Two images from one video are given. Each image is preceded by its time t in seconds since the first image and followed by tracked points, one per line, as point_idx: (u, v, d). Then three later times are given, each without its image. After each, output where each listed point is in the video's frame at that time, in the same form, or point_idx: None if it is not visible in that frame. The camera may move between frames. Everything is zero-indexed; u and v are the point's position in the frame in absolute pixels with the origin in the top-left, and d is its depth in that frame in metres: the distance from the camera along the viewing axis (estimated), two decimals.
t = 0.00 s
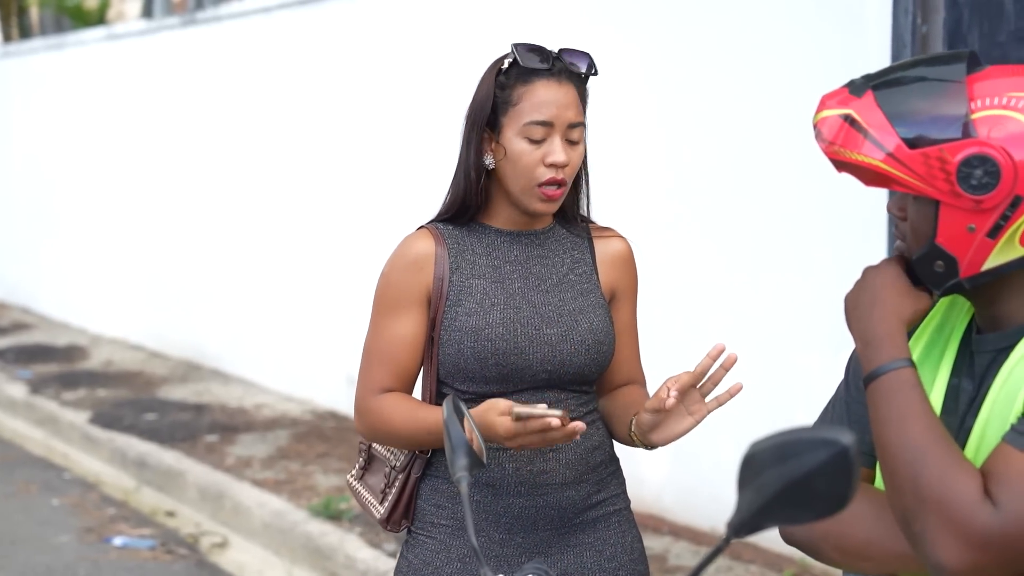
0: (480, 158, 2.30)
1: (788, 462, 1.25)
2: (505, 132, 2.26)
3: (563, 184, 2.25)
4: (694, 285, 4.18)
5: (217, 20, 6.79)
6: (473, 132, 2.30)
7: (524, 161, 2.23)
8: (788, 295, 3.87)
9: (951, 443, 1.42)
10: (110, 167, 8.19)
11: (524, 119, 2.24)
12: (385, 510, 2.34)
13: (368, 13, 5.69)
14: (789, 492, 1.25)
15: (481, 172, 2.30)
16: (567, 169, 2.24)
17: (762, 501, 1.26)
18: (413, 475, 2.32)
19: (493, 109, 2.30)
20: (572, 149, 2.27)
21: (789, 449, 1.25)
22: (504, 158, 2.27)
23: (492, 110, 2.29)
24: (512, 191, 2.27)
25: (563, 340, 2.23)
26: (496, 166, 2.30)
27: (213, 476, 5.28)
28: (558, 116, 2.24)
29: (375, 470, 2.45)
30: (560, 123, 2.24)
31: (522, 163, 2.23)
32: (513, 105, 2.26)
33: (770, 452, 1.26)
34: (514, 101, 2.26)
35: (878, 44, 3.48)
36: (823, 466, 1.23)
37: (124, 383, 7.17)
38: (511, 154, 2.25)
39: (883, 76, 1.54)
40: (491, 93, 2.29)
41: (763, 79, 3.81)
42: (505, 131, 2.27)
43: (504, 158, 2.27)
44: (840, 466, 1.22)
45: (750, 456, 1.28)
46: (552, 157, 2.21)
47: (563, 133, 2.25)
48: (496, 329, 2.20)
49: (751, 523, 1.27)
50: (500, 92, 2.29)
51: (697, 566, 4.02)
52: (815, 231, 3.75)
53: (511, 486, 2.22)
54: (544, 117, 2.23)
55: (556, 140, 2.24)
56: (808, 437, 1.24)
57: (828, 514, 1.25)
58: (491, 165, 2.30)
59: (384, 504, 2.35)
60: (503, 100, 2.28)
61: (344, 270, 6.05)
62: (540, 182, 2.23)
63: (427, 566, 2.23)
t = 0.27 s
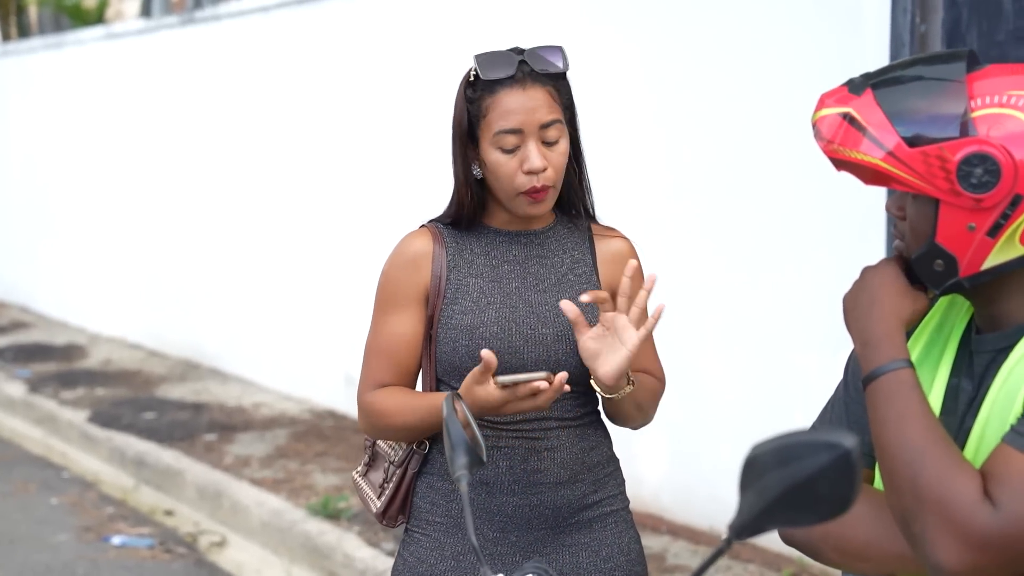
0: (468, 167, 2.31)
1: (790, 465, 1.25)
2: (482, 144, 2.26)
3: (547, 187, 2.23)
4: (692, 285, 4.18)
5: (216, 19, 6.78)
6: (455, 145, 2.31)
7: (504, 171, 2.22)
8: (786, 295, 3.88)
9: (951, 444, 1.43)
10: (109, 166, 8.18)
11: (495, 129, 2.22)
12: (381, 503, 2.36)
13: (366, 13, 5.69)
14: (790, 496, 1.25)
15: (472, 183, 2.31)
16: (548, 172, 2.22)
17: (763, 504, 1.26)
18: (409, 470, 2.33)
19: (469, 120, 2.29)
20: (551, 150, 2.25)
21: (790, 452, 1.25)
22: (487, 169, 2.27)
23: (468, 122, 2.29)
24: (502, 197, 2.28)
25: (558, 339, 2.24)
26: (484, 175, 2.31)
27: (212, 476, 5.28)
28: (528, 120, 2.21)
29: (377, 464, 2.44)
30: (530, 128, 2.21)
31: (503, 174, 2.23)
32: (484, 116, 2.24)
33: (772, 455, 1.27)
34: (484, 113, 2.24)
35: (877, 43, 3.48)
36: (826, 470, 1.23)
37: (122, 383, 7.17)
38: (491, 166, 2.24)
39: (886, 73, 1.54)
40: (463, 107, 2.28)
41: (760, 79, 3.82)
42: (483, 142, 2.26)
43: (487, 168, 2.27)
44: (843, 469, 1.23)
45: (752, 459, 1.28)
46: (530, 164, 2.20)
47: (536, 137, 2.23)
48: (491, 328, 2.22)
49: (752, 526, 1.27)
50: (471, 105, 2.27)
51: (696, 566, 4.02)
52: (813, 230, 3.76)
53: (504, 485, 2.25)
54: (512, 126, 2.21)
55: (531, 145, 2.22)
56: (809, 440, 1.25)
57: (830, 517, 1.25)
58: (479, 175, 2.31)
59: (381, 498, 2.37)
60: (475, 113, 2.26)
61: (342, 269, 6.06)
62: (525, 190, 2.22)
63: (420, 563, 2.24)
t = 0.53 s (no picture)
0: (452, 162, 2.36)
1: (793, 468, 1.25)
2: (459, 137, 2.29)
3: (522, 180, 2.24)
4: (693, 285, 4.18)
5: (217, 18, 6.77)
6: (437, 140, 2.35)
7: (478, 164, 2.25)
8: (787, 294, 3.87)
9: (949, 442, 1.43)
10: (110, 166, 8.18)
11: (470, 122, 2.25)
12: (382, 506, 2.36)
13: (366, 12, 5.69)
14: (792, 498, 1.25)
15: (453, 177, 2.36)
16: (522, 164, 2.23)
17: (766, 507, 1.26)
18: (410, 473, 2.33)
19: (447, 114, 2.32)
20: (526, 142, 2.26)
21: (792, 456, 1.25)
22: (464, 163, 2.29)
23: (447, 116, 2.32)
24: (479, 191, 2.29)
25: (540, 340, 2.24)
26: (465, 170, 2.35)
27: (212, 475, 5.28)
28: (501, 112, 2.23)
29: (378, 468, 2.44)
30: (504, 119, 2.24)
31: (477, 166, 2.25)
32: (461, 109, 2.28)
33: (775, 458, 1.27)
34: (461, 106, 2.28)
35: (877, 43, 3.48)
36: (828, 473, 1.23)
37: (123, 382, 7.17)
38: (467, 158, 2.27)
39: (886, 72, 1.54)
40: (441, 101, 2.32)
41: (762, 78, 3.81)
42: (460, 136, 2.29)
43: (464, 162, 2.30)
44: (846, 472, 1.23)
45: (755, 461, 1.29)
46: (502, 156, 2.22)
47: (511, 129, 2.24)
48: (471, 331, 2.23)
49: (754, 529, 1.27)
50: (448, 99, 2.31)
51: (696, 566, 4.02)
52: (813, 230, 3.76)
53: (497, 484, 2.26)
54: (487, 118, 2.23)
55: (505, 137, 2.24)
56: (813, 444, 1.25)
57: (833, 521, 1.25)
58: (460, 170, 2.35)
59: (382, 500, 2.37)
60: (452, 107, 2.30)
61: (342, 269, 6.05)
62: (499, 182, 2.24)
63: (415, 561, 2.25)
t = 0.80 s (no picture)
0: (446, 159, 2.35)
1: (790, 469, 1.25)
2: (469, 129, 2.30)
3: (534, 175, 2.28)
4: (694, 286, 4.18)
5: (219, 19, 6.77)
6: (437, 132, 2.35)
7: (492, 156, 2.27)
8: (789, 294, 3.87)
9: (949, 445, 1.42)
10: (112, 167, 8.17)
11: (486, 114, 2.28)
12: (379, 512, 2.36)
13: (368, 13, 5.69)
14: (791, 499, 1.25)
15: (447, 174, 2.35)
16: (535, 159, 2.27)
17: (763, 508, 1.26)
18: (406, 480, 2.33)
19: (453, 108, 2.33)
20: (537, 139, 2.30)
21: (790, 456, 1.25)
22: (471, 156, 2.30)
23: (453, 109, 2.33)
24: (482, 186, 2.30)
25: (528, 347, 2.24)
26: (462, 168, 2.34)
27: (213, 476, 5.28)
28: (519, 106, 2.27)
29: (371, 472, 2.44)
30: (522, 113, 2.28)
31: (490, 159, 2.27)
32: (474, 101, 2.30)
33: (772, 459, 1.27)
34: (473, 99, 2.30)
35: (878, 43, 3.47)
36: (825, 474, 1.23)
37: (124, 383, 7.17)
38: (478, 150, 2.29)
39: (885, 72, 1.54)
40: (450, 93, 2.33)
41: (763, 78, 3.81)
42: (471, 128, 2.30)
43: (471, 156, 2.31)
44: (844, 473, 1.23)
45: (751, 462, 1.29)
46: (519, 150, 2.25)
47: (526, 125, 2.28)
48: (458, 341, 2.24)
49: (751, 531, 1.26)
50: (458, 91, 2.32)
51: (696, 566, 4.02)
52: (813, 230, 3.76)
53: (491, 485, 2.25)
54: (505, 110, 2.27)
55: (520, 132, 2.27)
56: (810, 445, 1.25)
57: (831, 522, 1.25)
58: (456, 168, 2.35)
59: (378, 506, 2.37)
60: (463, 98, 2.31)
61: (343, 269, 6.05)
62: (510, 176, 2.27)
63: (410, 561, 2.25)
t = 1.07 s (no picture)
0: (451, 156, 2.33)
1: (785, 469, 1.25)
2: (477, 124, 2.29)
3: (543, 170, 2.28)
4: (695, 286, 4.18)
5: (219, 19, 6.77)
6: (441, 128, 2.33)
7: (502, 150, 2.26)
8: (790, 294, 3.86)
9: (948, 447, 1.42)
10: (112, 167, 8.18)
11: (495, 108, 2.27)
12: (370, 514, 2.36)
13: (369, 13, 5.69)
14: (787, 498, 1.24)
15: (449, 171, 2.34)
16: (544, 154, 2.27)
17: (758, 507, 1.26)
18: (394, 484, 2.32)
19: (459, 105, 2.32)
20: (544, 135, 2.31)
21: (785, 455, 1.25)
22: (479, 151, 2.29)
23: (459, 106, 2.32)
24: (490, 182, 2.29)
25: (534, 351, 2.24)
26: (467, 165, 2.33)
27: (214, 476, 5.28)
28: (529, 102, 2.28)
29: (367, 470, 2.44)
30: (531, 109, 2.28)
31: (500, 152, 2.26)
32: (481, 96, 2.29)
33: (767, 459, 1.26)
34: (480, 93, 2.29)
35: (879, 43, 3.47)
36: (821, 473, 1.22)
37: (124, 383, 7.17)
38: (486, 145, 2.28)
39: (882, 74, 1.54)
40: (456, 89, 2.32)
41: (764, 77, 3.81)
42: (479, 123, 2.29)
43: (478, 152, 2.30)
44: (839, 472, 1.22)
45: (747, 461, 1.28)
46: (529, 143, 2.25)
47: (534, 120, 2.29)
48: (465, 344, 2.23)
49: (746, 530, 1.27)
50: (464, 87, 2.32)
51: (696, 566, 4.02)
52: (814, 230, 3.76)
53: (489, 488, 2.24)
54: (515, 105, 2.27)
55: (529, 127, 2.28)
56: (807, 444, 1.24)
57: (827, 520, 1.25)
58: (461, 165, 2.33)
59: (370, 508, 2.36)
60: (471, 94, 2.30)
61: (344, 269, 6.05)
62: (521, 170, 2.26)
63: (409, 563, 2.26)
